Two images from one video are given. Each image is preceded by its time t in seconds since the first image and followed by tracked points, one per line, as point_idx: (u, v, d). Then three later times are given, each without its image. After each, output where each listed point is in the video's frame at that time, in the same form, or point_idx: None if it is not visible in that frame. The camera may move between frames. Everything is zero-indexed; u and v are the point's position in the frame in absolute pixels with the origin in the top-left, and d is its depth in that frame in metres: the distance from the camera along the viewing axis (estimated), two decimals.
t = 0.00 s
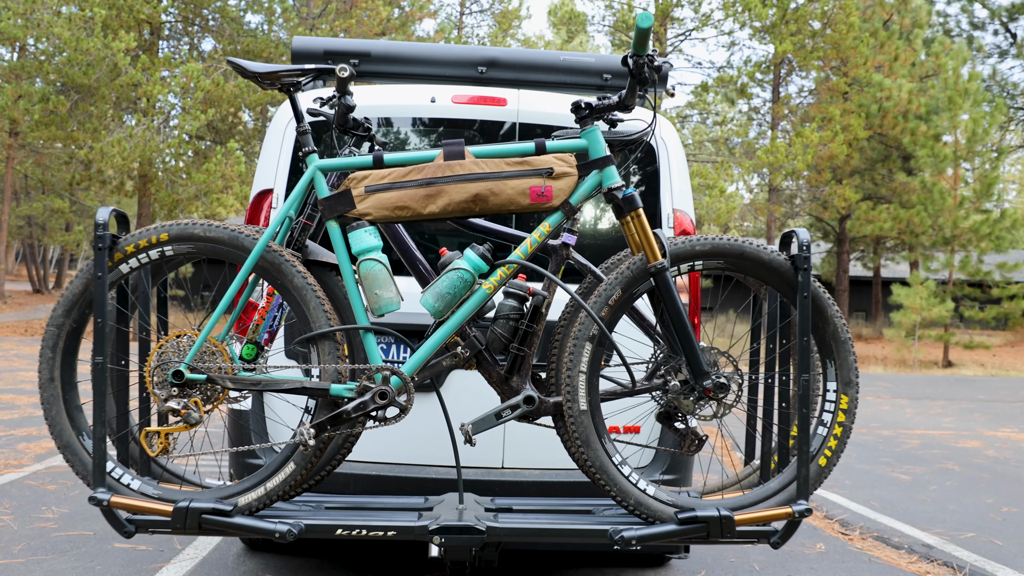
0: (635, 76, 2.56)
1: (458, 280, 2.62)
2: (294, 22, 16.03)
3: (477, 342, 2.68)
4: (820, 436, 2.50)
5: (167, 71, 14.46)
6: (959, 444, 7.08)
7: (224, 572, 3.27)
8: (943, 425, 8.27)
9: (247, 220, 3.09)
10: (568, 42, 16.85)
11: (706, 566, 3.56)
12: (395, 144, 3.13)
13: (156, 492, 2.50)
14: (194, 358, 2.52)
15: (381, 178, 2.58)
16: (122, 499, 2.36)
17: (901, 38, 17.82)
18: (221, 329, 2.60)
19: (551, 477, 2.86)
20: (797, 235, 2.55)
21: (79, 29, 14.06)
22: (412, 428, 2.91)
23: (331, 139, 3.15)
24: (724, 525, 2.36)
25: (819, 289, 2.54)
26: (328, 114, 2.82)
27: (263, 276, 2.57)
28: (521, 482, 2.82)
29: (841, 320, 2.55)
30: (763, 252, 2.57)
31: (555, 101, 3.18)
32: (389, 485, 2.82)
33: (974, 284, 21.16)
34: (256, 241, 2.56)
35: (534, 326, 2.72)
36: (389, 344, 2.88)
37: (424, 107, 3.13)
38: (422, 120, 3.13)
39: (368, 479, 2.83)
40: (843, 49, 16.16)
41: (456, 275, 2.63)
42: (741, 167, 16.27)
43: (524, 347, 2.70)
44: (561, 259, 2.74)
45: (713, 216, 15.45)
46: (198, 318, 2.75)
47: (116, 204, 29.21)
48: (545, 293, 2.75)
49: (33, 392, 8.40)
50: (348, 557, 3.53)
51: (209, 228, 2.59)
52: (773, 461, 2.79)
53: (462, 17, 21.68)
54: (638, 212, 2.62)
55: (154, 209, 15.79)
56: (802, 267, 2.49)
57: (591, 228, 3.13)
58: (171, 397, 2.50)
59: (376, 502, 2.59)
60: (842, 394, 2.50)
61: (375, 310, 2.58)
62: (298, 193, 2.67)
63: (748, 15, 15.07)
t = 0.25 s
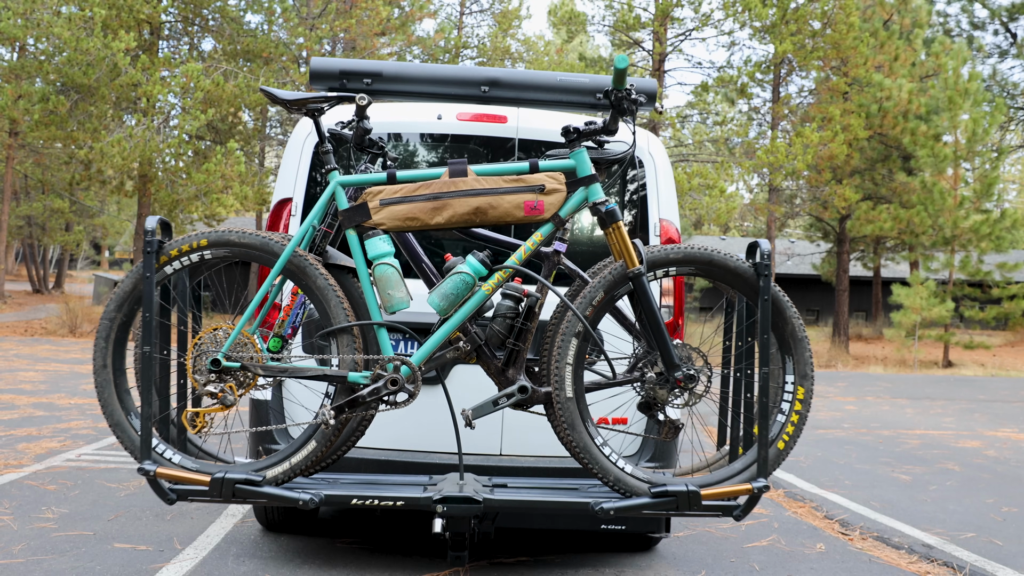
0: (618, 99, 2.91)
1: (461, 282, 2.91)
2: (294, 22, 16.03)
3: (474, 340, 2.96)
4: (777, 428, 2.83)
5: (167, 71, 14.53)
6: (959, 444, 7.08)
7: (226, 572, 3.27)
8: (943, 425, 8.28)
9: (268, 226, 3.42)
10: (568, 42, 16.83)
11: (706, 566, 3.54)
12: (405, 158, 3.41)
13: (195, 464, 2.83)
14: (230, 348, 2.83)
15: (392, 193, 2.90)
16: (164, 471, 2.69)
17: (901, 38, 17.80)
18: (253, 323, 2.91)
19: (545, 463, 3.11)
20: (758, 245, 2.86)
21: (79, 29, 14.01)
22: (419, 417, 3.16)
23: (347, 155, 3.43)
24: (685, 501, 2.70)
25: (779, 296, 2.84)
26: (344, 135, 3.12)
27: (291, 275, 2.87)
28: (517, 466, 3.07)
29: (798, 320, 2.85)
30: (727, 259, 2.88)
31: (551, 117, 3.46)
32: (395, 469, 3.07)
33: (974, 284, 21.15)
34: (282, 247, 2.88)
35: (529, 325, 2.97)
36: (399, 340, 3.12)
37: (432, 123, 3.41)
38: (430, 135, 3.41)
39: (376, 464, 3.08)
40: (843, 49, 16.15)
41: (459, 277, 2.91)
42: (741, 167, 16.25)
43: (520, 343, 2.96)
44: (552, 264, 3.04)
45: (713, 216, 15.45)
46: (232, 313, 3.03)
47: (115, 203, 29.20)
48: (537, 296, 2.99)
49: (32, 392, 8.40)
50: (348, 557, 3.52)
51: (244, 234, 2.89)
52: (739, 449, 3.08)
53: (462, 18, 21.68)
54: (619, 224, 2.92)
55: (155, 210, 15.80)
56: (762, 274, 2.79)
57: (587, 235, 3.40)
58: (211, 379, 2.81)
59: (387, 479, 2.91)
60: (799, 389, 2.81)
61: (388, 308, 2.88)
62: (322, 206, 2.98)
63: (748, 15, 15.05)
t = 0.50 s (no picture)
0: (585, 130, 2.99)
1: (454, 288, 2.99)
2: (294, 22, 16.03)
3: (472, 335, 3.03)
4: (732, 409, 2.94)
5: (167, 71, 14.55)
6: (959, 444, 7.08)
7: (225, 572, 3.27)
8: (943, 425, 8.27)
9: (285, 237, 3.54)
10: (568, 42, 16.81)
11: (706, 566, 3.54)
12: (417, 174, 3.51)
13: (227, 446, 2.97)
14: (254, 346, 2.97)
15: (394, 209, 2.99)
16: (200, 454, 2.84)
17: (901, 38, 17.78)
18: (272, 326, 3.00)
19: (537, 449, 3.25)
20: (711, 253, 3.00)
21: (79, 29, 13.96)
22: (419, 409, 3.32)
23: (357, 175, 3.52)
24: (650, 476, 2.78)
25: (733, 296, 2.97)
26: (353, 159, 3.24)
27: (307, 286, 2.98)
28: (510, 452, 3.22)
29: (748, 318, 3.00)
30: (685, 266, 2.98)
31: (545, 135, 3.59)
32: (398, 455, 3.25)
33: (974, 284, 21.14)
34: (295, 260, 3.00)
35: (516, 325, 3.02)
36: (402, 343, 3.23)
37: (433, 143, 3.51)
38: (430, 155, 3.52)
39: (381, 451, 3.24)
40: (843, 49, 16.15)
41: (452, 284, 2.99)
42: (741, 167, 16.26)
43: (508, 342, 3.02)
44: (536, 272, 3.06)
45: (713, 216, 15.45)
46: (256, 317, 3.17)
47: (116, 203, 29.22)
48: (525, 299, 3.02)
49: (32, 392, 8.39)
50: (348, 557, 3.52)
51: (266, 248, 3.02)
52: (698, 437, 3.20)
53: (462, 17, 21.68)
54: (591, 237, 3.00)
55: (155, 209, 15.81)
56: (716, 279, 2.90)
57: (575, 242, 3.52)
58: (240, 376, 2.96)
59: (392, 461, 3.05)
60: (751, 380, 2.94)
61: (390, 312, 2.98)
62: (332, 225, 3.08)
63: (748, 15, 15.04)
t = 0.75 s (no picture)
0: (561, 151, 3.32)
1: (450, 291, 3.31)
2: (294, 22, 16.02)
3: (467, 330, 3.34)
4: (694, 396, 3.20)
5: (167, 71, 14.56)
6: (959, 444, 7.07)
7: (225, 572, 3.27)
8: (943, 425, 8.26)
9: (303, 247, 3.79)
10: (568, 42, 16.79)
11: (706, 566, 3.54)
12: (436, 186, 3.81)
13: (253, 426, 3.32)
14: (277, 340, 3.30)
15: (399, 220, 3.34)
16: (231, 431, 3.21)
17: (901, 38, 17.77)
18: (293, 323, 3.32)
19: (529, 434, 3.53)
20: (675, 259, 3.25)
21: (79, 29, 13.93)
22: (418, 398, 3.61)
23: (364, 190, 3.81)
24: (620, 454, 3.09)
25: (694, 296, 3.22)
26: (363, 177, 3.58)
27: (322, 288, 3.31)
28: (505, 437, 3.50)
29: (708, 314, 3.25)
30: (651, 270, 3.24)
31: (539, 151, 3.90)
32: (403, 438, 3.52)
33: (975, 284, 21.11)
34: (311, 264, 3.32)
35: (507, 323, 3.33)
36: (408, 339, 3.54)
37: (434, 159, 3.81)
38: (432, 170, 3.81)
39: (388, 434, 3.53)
40: (843, 49, 16.14)
41: (448, 287, 3.32)
42: (741, 166, 16.24)
43: (499, 338, 3.34)
44: (523, 276, 3.38)
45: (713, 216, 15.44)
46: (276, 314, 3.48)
47: (116, 204, 29.22)
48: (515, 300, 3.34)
49: (32, 392, 8.38)
50: (348, 557, 3.52)
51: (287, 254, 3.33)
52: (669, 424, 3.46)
53: (462, 17, 21.66)
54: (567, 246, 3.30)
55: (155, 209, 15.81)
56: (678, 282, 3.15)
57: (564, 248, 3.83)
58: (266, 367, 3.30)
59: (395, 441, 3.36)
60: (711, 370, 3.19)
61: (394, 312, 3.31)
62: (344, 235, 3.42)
63: (748, 15, 15.04)
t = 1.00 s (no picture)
0: (531, 173, 3.64)
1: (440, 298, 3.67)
2: (294, 22, 16.01)
3: (455, 332, 3.68)
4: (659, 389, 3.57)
5: (167, 71, 14.54)
6: (959, 444, 7.07)
7: (226, 572, 3.26)
8: (943, 425, 8.27)
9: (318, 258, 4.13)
10: (567, 42, 16.79)
11: (705, 566, 3.53)
12: (458, 200, 4.13)
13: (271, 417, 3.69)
14: (290, 341, 3.67)
15: (392, 236, 3.67)
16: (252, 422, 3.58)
17: (901, 38, 17.77)
18: (304, 326, 3.68)
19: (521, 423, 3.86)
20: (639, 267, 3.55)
21: (79, 29, 13.91)
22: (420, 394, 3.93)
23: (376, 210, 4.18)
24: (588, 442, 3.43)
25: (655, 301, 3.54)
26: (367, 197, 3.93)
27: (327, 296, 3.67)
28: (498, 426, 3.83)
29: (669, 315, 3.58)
30: (616, 278, 3.56)
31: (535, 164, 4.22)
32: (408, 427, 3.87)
33: (975, 285, 21.10)
34: (316, 275, 3.68)
35: (493, 324, 3.66)
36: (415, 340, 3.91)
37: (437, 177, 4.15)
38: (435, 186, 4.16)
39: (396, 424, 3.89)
40: (843, 49, 16.15)
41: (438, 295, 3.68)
42: (741, 166, 16.24)
43: (486, 338, 3.68)
44: (507, 283, 3.71)
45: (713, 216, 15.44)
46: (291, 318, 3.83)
47: (116, 204, 29.23)
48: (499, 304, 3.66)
49: (32, 392, 8.38)
50: (348, 557, 3.51)
51: (298, 266, 3.70)
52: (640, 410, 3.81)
53: (462, 17, 21.65)
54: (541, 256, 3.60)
55: (155, 210, 15.82)
56: (640, 289, 3.48)
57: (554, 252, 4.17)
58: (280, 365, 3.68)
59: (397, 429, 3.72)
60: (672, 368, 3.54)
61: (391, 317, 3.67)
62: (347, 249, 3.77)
63: (748, 15, 15.04)
